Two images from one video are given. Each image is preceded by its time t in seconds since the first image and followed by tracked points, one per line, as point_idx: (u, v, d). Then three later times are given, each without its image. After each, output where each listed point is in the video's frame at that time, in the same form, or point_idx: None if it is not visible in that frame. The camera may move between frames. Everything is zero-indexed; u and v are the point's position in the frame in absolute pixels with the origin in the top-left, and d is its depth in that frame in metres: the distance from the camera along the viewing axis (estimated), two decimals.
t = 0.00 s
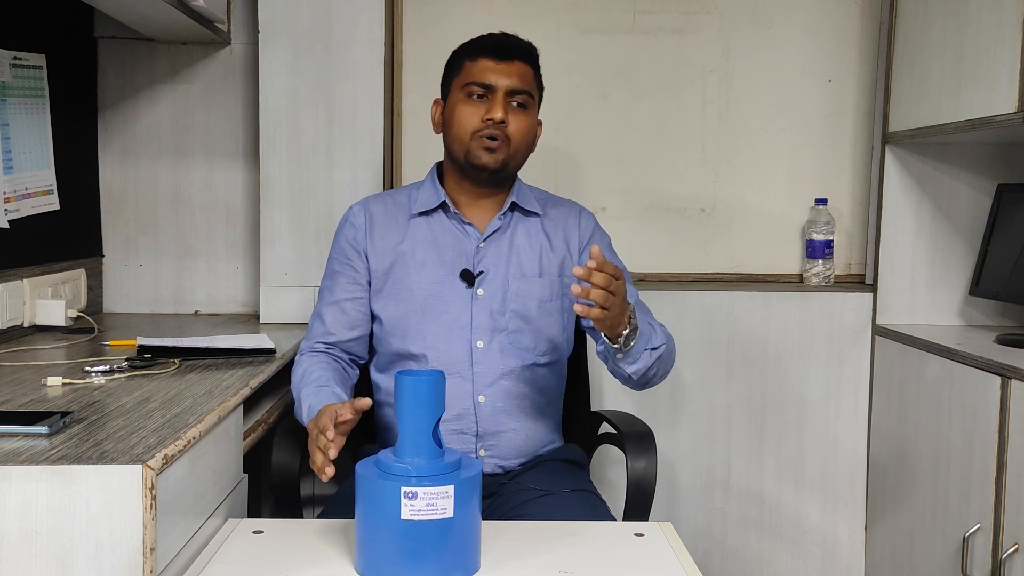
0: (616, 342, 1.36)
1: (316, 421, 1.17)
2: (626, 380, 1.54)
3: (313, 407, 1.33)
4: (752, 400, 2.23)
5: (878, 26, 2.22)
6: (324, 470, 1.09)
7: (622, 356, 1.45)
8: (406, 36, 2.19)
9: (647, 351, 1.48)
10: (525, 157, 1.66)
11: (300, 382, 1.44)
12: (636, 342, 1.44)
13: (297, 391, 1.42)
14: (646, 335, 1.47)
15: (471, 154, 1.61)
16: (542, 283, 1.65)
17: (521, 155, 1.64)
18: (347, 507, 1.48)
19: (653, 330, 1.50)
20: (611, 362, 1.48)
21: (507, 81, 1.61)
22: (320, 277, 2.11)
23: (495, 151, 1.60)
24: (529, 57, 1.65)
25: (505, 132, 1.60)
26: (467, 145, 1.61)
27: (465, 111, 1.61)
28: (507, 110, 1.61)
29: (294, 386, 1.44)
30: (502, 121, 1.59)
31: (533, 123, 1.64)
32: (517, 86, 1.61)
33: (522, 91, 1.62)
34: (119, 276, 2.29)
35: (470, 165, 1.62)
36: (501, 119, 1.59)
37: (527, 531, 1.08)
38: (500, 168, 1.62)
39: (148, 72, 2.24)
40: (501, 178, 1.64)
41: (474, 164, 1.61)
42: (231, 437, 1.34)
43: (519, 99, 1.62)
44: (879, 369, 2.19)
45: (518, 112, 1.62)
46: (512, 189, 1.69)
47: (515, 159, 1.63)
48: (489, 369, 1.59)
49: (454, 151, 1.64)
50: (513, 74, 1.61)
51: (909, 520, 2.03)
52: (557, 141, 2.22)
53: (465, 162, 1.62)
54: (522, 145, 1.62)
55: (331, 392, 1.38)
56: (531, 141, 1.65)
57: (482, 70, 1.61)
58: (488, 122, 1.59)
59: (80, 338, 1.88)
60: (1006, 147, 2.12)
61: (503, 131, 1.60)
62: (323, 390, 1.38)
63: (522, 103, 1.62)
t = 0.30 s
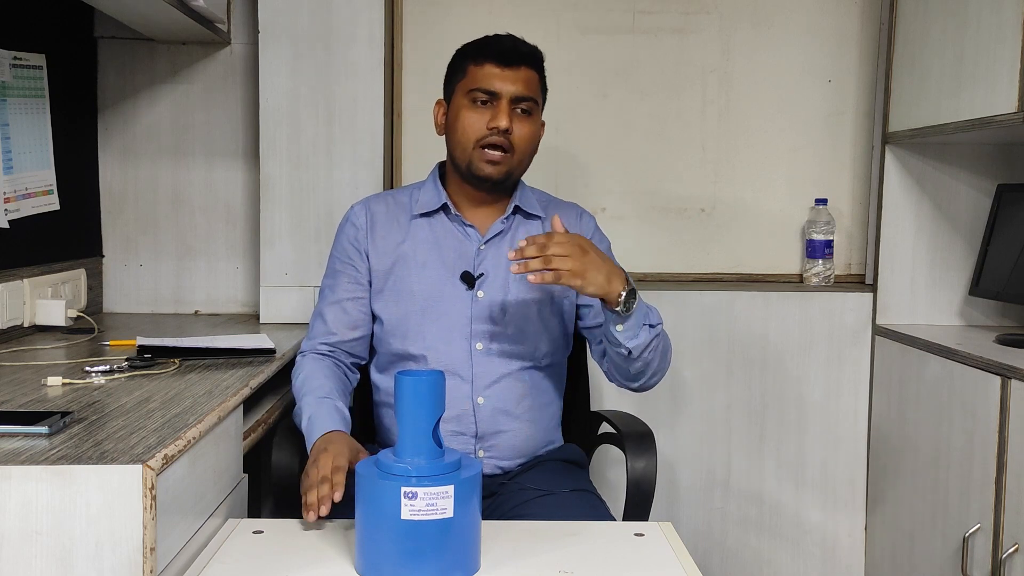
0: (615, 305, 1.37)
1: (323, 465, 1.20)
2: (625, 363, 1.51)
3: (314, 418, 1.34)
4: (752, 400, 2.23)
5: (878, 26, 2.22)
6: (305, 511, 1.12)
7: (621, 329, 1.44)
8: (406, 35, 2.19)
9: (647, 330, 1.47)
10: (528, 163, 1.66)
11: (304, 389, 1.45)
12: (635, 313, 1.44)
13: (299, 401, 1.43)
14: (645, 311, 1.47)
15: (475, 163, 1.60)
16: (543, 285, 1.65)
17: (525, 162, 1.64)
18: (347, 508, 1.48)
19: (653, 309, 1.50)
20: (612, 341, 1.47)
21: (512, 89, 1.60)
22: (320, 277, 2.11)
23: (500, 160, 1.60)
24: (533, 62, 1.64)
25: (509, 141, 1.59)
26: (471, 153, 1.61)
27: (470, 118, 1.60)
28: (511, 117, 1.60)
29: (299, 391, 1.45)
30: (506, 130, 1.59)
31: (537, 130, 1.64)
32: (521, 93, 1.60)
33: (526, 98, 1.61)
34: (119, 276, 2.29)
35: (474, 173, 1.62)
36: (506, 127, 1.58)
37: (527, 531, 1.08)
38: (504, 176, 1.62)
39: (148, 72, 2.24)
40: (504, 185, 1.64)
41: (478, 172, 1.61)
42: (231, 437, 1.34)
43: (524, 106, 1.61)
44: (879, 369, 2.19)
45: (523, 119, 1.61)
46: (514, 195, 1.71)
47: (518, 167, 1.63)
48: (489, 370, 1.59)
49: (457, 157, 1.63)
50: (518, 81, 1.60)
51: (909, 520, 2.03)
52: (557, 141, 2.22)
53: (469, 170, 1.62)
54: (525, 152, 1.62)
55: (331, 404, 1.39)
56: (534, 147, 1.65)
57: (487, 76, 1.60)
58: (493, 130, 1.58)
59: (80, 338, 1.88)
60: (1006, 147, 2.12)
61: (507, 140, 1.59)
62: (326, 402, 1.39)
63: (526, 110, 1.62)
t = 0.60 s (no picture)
0: (607, 299, 1.37)
1: (330, 486, 1.17)
2: (620, 358, 1.51)
3: (318, 427, 1.35)
4: (752, 400, 2.23)
5: (878, 26, 2.22)
6: (304, 521, 1.10)
7: (613, 324, 1.44)
8: (406, 35, 2.19)
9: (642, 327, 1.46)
10: (525, 160, 1.65)
11: (305, 395, 1.45)
12: (628, 309, 1.43)
13: (301, 407, 1.44)
14: (641, 308, 1.46)
15: (472, 165, 1.60)
16: (543, 286, 1.65)
17: (521, 160, 1.63)
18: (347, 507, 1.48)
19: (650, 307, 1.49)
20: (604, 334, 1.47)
21: (499, 87, 1.59)
22: (320, 277, 2.11)
23: (496, 160, 1.59)
24: (518, 59, 1.63)
25: (503, 140, 1.59)
26: (467, 156, 1.60)
27: (461, 122, 1.60)
28: (502, 116, 1.59)
29: (303, 396, 1.46)
30: (498, 129, 1.58)
31: (530, 125, 1.63)
32: (509, 91, 1.60)
33: (515, 94, 1.60)
34: (119, 276, 2.29)
35: (472, 176, 1.61)
36: (497, 127, 1.58)
37: (527, 531, 1.08)
38: (502, 176, 1.61)
39: (148, 72, 2.24)
40: (504, 183, 1.64)
41: (475, 175, 1.61)
42: (231, 437, 1.34)
43: (513, 103, 1.61)
44: (879, 369, 2.19)
45: (514, 117, 1.61)
46: (514, 195, 1.70)
47: (515, 165, 1.62)
48: (491, 372, 1.59)
49: (453, 162, 1.63)
50: (504, 79, 1.60)
51: (909, 520, 2.03)
52: (557, 141, 2.22)
53: (467, 174, 1.62)
54: (521, 149, 1.62)
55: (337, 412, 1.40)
56: (529, 144, 1.64)
57: (473, 78, 1.60)
58: (485, 131, 1.58)
59: (80, 338, 1.88)
60: (1006, 147, 2.12)
61: (501, 139, 1.59)
62: (330, 410, 1.40)
63: (517, 107, 1.61)
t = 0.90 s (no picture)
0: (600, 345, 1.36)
1: (331, 488, 1.17)
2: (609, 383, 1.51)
3: (317, 431, 1.35)
4: (752, 400, 2.23)
5: (878, 26, 2.22)
6: (305, 522, 1.11)
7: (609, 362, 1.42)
8: (406, 35, 2.19)
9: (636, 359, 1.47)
10: (514, 149, 1.65)
11: (303, 398, 1.46)
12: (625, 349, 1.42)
13: (299, 409, 1.44)
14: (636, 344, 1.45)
15: (461, 159, 1.60)
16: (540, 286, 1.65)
17: (511, 149, 1.63)
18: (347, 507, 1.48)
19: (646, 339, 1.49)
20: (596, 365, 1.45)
21: (478, 79, 1.61)
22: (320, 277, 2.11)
23: (484, 150, 1.60)
24: (495, 50, 1.65)
25: (489, 129, 1.60)
26: (455, 150, 1.61)
27: (445, 118, 1.61)
28: (485, 107, 1.61)
29: (301, 400, 1.45)
30: (482, 119, 1.59)
31: (515, 114, 1.64)
32: (488, 81, 1.61)
33: (495, 84, 1.62)
34: (119, 276, 2.30)
35: (462, 169, 1.62)
36: (481, 117, 1.59)
37: (527, 531, 1.08)
38: (492, 166, 1.61)
39: (148, 72, 2.24)
40: (495, 175, 1.64)
41: (465, 168, 1.61)
42: (231, 437, 1.34)
43: (495, 93, 1.62)
44: (879, 369, 2.19)
45: (498, 106, 1.61)
46: (509, 191, 1.70)
47: (504, 154, 1.62)
48: (488, 372, 1.59)
49: (443, 159, 1.63)
50: (483, 71, 1.61)
51: (909, 520, 2.03)
52: (557, 141, 2.22)
53: (457, 168, 1.62)
54: (509, 138, 1.62)
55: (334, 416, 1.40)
56: (516, 133, 1.64)
57: (452, 73, 1.61)
58: (470, 123, 1.59)
59: (80, 338, 1.88)
60: (1006, 146, 2.12)
61: (486, 129, 1.60)
62: (330, 413, 1.40)
63: (499, 96, 1.62)
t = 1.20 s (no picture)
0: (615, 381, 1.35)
1: (330, 488, 1.17)
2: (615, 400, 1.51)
3: (319, 433, 1.35)
4: (752, 400, 2.23)
5: (878, 26, 2.22)
6: (305, 522, 1.11)
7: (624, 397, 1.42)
8: (407, 35, 2.19)
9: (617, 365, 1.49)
10: (495, 153, 1.64)
11: (305, 403, 1.46)
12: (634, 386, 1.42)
13: (300, 413, 1.44)
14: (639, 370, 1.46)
15: (441, 172, 1.59)
16: (534, 287, 1.65)
17: (490, 154, 1.62)
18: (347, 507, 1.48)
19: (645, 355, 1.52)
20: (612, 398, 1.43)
21: (448, 88, 1.59)
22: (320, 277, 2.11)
23: (464, 160, 1.58)
24: (462, 55, 1.62)
25: (466, 139, 1.58)
26: (434, 164, 1.60)
27: (421, 132, 1.60)
28: (459, 116, 1.59)
29: (300, 405, 1.46)
30: (457, 130, 1.58)
31: (491, 117, 1.62)
32: (459, 89, 1.59)
33: (467, 91, 1.60)
34: (119, 276, 2.30)
35: (444, 182, 1.60)
36: (455, 127, 1.57)
37: (527, 532, 1.08)
38: (474, 175, 1.60)
39: (148, 72, 2.24)
40: (478, 182, 1.62)
41: (447, 180, 1.60)
42: (231, 437, 1.34)
43: (468, 100, 1.60)
44: (879, 369, 2.19)
45: (472, 113, 1.60)
46: (498, 194, 1.70)
47: (485, 160, 1.61)
48: (485, 374, 1.59)
49: (425, 173, 1.63)
50: (452, 79, 1.59)
51: (910, 520, 2.03)
52: (557, 141, 2.22)
53: (439, 181, 1.61)
54: (487, 143, 1.61)
55: (332, 417, 1.40)
56: (494, 137, 1.63)
57: (422, 86, 1.60)
58: (445, 134, 1.58)
59: (80, 338, 1.88)
60: (1006, 146, 2.12)
61: (462, 138, 1.58)
62: (329, 415, 1.41)
63: (471, 102, 1.60)
